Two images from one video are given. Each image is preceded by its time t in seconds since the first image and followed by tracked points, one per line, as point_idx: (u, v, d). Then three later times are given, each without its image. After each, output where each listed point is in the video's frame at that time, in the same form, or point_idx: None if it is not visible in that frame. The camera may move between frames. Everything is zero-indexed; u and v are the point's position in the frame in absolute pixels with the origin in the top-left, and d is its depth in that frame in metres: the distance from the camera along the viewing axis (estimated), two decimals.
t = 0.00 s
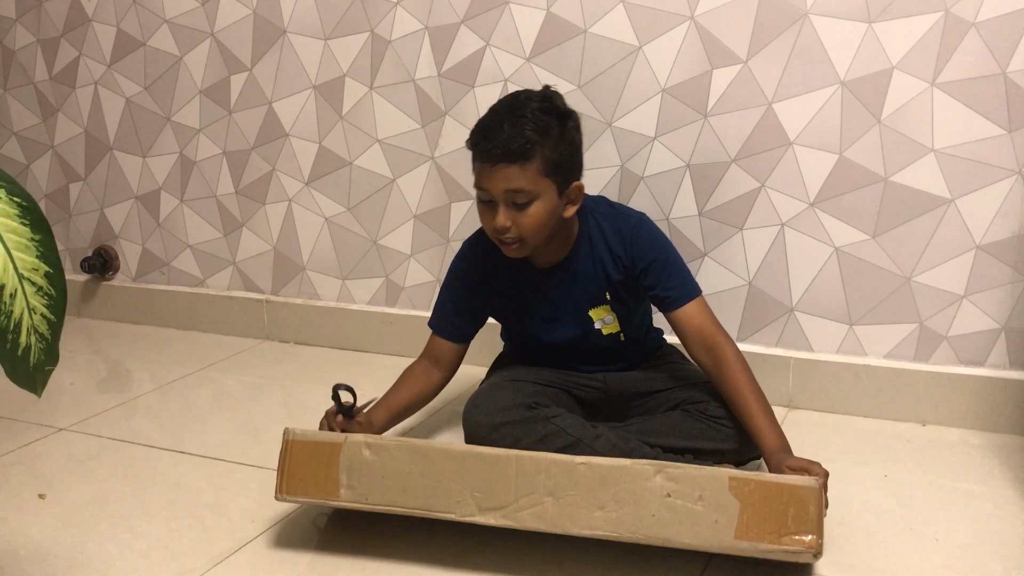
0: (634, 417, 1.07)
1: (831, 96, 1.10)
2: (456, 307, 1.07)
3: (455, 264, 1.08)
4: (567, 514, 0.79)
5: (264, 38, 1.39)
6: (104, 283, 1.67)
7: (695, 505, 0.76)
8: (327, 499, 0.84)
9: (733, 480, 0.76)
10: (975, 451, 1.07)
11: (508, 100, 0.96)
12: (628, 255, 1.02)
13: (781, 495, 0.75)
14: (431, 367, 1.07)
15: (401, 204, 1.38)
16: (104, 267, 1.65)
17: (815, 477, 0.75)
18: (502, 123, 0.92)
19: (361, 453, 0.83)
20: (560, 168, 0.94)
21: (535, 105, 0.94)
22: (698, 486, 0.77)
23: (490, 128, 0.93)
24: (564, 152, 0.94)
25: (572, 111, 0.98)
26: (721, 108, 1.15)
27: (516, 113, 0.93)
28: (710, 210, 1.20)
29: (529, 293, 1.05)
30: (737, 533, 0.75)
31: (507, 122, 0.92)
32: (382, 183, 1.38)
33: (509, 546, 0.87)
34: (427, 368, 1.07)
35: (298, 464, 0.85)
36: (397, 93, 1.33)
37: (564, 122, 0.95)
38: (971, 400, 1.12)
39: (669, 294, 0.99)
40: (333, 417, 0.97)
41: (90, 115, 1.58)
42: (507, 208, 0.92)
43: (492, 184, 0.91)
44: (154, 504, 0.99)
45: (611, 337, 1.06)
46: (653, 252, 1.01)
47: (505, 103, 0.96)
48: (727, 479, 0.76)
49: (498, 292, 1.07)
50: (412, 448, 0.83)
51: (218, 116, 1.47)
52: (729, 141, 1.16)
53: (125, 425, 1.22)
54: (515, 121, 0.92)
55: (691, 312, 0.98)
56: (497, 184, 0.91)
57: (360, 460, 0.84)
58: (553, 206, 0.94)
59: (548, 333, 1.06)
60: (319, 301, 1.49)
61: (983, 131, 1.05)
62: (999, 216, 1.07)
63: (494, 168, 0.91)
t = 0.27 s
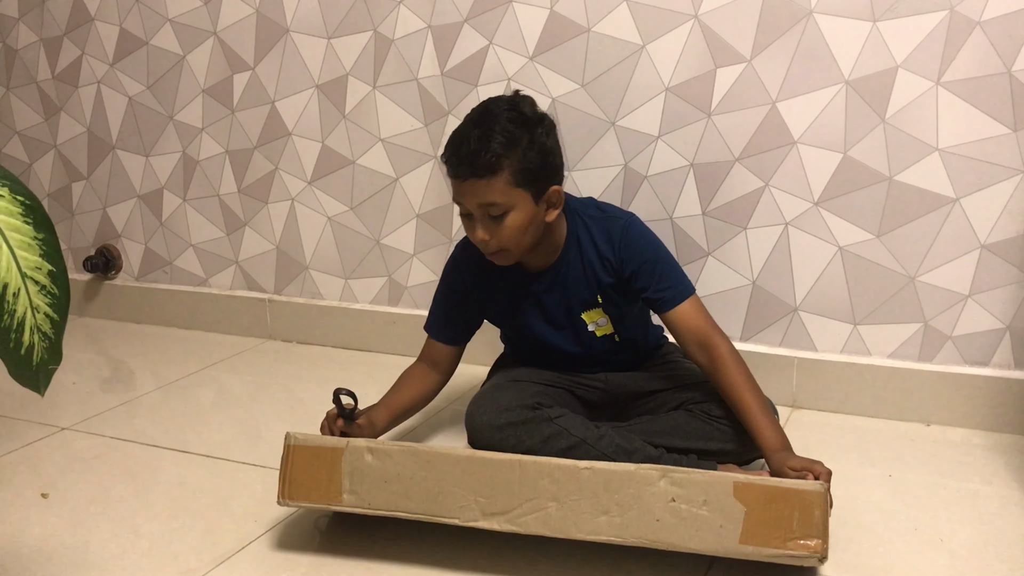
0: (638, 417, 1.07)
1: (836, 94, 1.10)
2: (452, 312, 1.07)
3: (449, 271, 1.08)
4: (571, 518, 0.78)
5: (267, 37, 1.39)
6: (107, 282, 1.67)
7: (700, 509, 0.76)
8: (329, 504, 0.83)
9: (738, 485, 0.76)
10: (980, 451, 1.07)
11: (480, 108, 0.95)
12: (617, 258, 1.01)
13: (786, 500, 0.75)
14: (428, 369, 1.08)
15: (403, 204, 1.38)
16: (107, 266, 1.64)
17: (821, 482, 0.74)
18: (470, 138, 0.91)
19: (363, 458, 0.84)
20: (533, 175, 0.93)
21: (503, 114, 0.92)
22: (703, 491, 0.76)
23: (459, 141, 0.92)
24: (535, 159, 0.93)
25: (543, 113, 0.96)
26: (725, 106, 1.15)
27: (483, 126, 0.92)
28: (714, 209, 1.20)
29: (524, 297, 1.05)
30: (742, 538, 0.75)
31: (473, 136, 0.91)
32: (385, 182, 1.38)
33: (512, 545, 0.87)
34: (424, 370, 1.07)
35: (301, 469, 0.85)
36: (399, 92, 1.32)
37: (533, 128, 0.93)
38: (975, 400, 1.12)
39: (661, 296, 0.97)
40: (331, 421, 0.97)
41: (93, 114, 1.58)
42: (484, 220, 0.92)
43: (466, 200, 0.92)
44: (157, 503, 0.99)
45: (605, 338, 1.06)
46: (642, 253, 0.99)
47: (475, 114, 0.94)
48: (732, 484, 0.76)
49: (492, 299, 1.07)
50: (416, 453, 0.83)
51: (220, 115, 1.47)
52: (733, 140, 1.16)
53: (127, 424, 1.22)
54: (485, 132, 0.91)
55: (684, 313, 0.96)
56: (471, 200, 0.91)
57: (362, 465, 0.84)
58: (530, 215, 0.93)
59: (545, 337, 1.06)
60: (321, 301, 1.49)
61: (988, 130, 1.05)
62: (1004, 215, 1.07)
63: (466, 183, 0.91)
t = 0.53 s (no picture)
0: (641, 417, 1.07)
1: (838, 95, 1.10)
2: (453, 314, 1.07)
3: (450, 272, 1.08)
4: (572, 521, 0.79)
5: (269, 37, 1.39)
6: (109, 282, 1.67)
7: (701, 512, 0.76)
8: (332, 507, 0.84)
9: (740, 489, 0.75)
10: (981, 452, 1.07)
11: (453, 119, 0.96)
12: (614, 257, 1.01)
13: (787, 504, 0.74)
14: (430, 371, 1.08)
15: (405, 204, 1.38)
16: (109, 266, 1.65)
17: (823, 486, 0.74)
18: (442, 149, 0.93)
19: (364, 461, 0.84)
20: (509, 172, 0.93)
21: (471, 119, 0.93)
22: (704, 494, 0.76)
23: (434, 156, 0.94)
24: (507, 155, 0.93)
25: (513, 111, 0.96)
26: (727, 107, 1.15)
27: (453, 135, 0.93)
28: (716, 210, 1.20)
29: (526, 297, 1.05)
30: (743, 542, 0.75)
31: (444, 147, 0.93)
32: (387, 183, 1.38)
33: (514, 546, 0.88)
34: (427, 373, 1.08)
35: (302, 472, 0.85)
36: (401, 93, 1.33)
37: (502, 126, 0.94)
38: (977, 401, 1.12)
39: (657, 294, 0.97)
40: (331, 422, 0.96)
41: (95, 114, 1.58)
42: (471, 228, 0.93)
43: (449, 210, 0.93)
44: (160, 503, 0.99)
45: (607, 337, 1.06)
46: (639, 252, 0.99)
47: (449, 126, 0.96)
48: (734, 487, 0.76)
49: (494, 302, 1.07)
50: (416, 457, 0.83)
51: (222, 115, 1.47)
52: (735, 141, 1.16)
53: (129, 424, 1.22)
54: (454, 141, 0.92)
55: (682, 312, 0.96)
56: (453, 208, 0.93)
57: (363, 468, 0.84)
58: (513, 212, 0.93)
59: (548, 337, 1.06)
60: (323, 301, 1.49)
61: (990, 131, 1.05)
62: (1006, 216, 1.07)
63: (447, 195, 0.92)
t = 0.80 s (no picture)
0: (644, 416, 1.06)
1: (842, 95, 1.10)
2: (456, 313, 1.08)
3: (453, 271, 1.09)
4: (576, 522, 0.78)
5: (272, 37, 1.39)
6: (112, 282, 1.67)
7: (706, 514, 0.76)
8: (335, 509, 0.84)
9: (744, 490, 0.75)
10: (985, 452, 1.07)
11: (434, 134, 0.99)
12: (613, 254, 1.01)
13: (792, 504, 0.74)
14: (433, 371, 1.08)
15: (408, 204, 1.38)
16: (112, 266, 1.65)
17: (828, 487, 0.74)
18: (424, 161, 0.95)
19: (367, 463, 0.83)
20: (490, 168, 0.93)
21: (448, 128, 0.95)
22: (709, 495, 0.76)
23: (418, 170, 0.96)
24: (485, 151, 0.94)
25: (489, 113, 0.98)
26: (731, 107, 1.15)
27: (433, 146, 0.95)
28: (719, 210, 1.20)
29: (529, 295, 1.05)
30: (748, 543, 0.75)
31: (424, 159, 0.95)
32: (389, 183, 1.38)
33: (518, 545, 0.87)
34: (429, 372, 1.08)
35: (304, 475, 0.85)
36: (404, 93, 1.32)
37: (477, 127, 0.95)
38: (981, 401, 1.12)
39: (657, 292, 0.97)
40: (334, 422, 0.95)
41: (98, 114, 1.58)
42: (465, 229, 0.93)
43: (439, 217, 0.94)
44: (163, 503, 0.99)
45: (608, 333, 1.06)
46: (638, 249, 0.99)
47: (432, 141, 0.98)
48: (739, 488, 0.75)
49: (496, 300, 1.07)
50: (419, 459, 0.82)
51: (225, 116, 1.47)
52: (739, 140, 1.16)
53: (132, 424, 1.22)
54: (433, 151, 0.94)
55: (683, 308, 0.95)
56: (442, 214, 0.93)
57: (366, 471, 0.83)
58: (502, 206, 0.93)
59: (551, 335, 1.06)
60: (326, 301, 1.49)
61: (994, 131, 1.04)
62: (1010, 216, 1.06)
63: (436, 203, 0.93)
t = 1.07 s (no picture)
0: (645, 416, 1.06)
1: (843, 95, 1.10)
2: (455, 309, 1.08)
3: (452, 267, 1.09)
4: (574, 534, 0.77)
5: (274, 37, 1.40)
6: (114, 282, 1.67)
7: (704, 527, 0.74)
8: (333, 521, 0.82)
9: (742, 503, 0.73)
10: (986, 452, 1.07)
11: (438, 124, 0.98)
12: (615, 249, 1.01)
13: (791, 517, 0.72)
14: (427, 363, 1.07)
15: (409, 204, 1.38)
16: (114, 266, 1.65)
17: (828, 500, 0.72)
18: (430, 151, 0.95)
19: (364, 476, 0.81)
20: (497, 161, 0.94)
21: (454, 118, 0.95)
22: (707, 508, 0.74)
23: (423, 159, 0.95)
24: (493, 144, 0.94)
25: (495, 104, 0.98)
26: (732, 107, 1.15)
27: (438, 137, 0.95)
28: (720, 210, 1.20)
29: (528, 292, 1.05)
30: (746, 556, 0.73)
31: (430, 148, 0.94)
32: (391, 182, 1.38)
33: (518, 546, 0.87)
34: (423, 366, 1.07)
35: (302, 487, 0.82)
36: (405, 93, 1.33)
37: (485, 119, 0.95)
38: (982, 401, 1.12)
39: (662, 282, 0.97)
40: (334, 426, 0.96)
41: (100, 115, 1.59)
42: (470, 221, 0.93)
43: (445, 208, 0.93)
44: (164, 502, 0.99)
45: (606, 329, 1.06)
46: (639, 242, 0.99)
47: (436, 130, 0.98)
48: (736, 502, 0.73)
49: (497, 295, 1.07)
50: (417, 472, 0.80)
51: (226, 116, 1.48)
52: (739, 140, 1.16)
53: (133, 424, 1.22)
54: (440, 140, 0.94)
55: (689, 296, 0.95)
56: (448, 206, 0.93)
57: (363, 483, 0.81)
58: (508, 200, 0.94)
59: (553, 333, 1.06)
60: (327, 301, 1.49)
61: (995, 131, 1.05)
62: (1010, 216, 1.06)
63: (441, 194, 0.93)
